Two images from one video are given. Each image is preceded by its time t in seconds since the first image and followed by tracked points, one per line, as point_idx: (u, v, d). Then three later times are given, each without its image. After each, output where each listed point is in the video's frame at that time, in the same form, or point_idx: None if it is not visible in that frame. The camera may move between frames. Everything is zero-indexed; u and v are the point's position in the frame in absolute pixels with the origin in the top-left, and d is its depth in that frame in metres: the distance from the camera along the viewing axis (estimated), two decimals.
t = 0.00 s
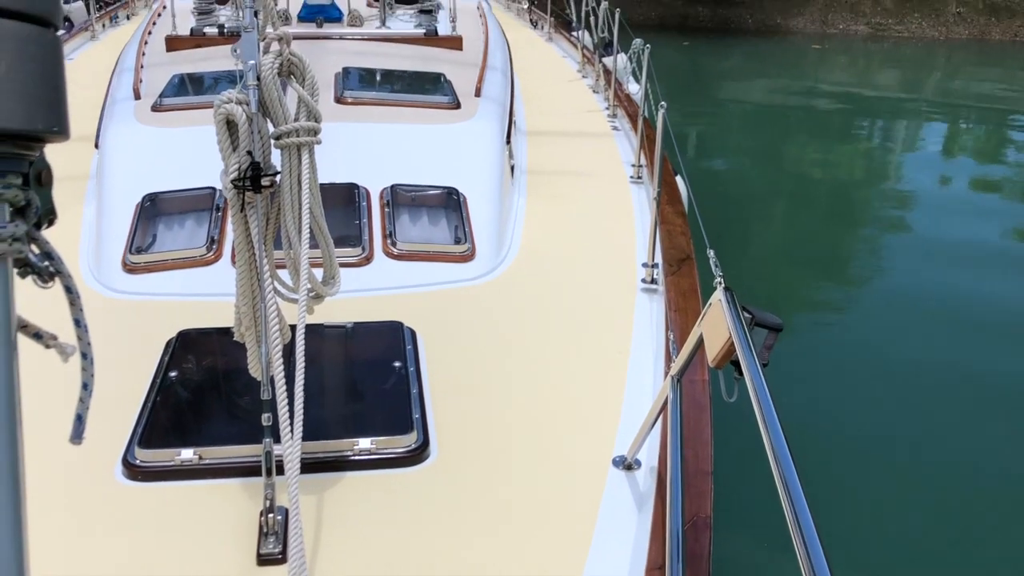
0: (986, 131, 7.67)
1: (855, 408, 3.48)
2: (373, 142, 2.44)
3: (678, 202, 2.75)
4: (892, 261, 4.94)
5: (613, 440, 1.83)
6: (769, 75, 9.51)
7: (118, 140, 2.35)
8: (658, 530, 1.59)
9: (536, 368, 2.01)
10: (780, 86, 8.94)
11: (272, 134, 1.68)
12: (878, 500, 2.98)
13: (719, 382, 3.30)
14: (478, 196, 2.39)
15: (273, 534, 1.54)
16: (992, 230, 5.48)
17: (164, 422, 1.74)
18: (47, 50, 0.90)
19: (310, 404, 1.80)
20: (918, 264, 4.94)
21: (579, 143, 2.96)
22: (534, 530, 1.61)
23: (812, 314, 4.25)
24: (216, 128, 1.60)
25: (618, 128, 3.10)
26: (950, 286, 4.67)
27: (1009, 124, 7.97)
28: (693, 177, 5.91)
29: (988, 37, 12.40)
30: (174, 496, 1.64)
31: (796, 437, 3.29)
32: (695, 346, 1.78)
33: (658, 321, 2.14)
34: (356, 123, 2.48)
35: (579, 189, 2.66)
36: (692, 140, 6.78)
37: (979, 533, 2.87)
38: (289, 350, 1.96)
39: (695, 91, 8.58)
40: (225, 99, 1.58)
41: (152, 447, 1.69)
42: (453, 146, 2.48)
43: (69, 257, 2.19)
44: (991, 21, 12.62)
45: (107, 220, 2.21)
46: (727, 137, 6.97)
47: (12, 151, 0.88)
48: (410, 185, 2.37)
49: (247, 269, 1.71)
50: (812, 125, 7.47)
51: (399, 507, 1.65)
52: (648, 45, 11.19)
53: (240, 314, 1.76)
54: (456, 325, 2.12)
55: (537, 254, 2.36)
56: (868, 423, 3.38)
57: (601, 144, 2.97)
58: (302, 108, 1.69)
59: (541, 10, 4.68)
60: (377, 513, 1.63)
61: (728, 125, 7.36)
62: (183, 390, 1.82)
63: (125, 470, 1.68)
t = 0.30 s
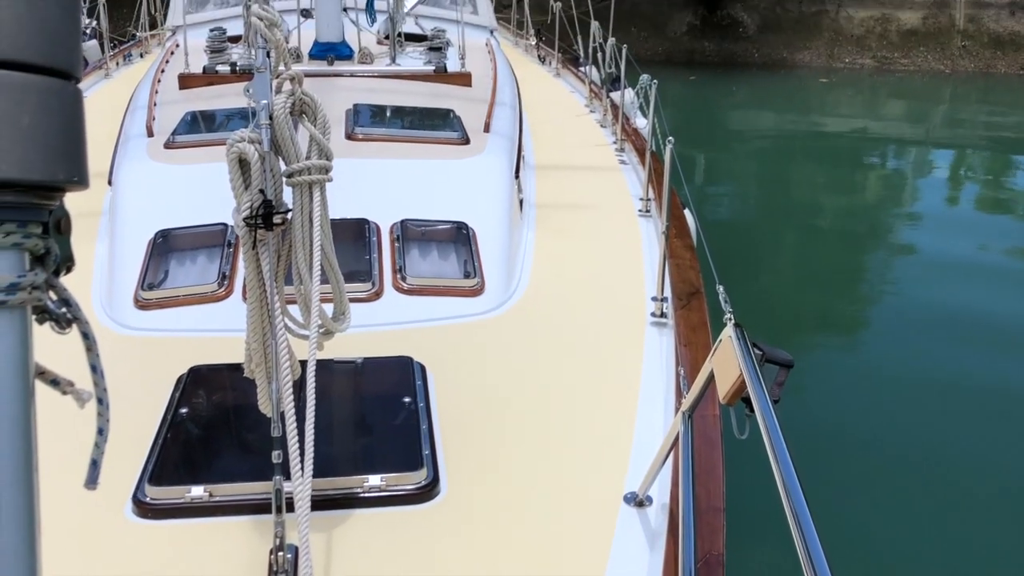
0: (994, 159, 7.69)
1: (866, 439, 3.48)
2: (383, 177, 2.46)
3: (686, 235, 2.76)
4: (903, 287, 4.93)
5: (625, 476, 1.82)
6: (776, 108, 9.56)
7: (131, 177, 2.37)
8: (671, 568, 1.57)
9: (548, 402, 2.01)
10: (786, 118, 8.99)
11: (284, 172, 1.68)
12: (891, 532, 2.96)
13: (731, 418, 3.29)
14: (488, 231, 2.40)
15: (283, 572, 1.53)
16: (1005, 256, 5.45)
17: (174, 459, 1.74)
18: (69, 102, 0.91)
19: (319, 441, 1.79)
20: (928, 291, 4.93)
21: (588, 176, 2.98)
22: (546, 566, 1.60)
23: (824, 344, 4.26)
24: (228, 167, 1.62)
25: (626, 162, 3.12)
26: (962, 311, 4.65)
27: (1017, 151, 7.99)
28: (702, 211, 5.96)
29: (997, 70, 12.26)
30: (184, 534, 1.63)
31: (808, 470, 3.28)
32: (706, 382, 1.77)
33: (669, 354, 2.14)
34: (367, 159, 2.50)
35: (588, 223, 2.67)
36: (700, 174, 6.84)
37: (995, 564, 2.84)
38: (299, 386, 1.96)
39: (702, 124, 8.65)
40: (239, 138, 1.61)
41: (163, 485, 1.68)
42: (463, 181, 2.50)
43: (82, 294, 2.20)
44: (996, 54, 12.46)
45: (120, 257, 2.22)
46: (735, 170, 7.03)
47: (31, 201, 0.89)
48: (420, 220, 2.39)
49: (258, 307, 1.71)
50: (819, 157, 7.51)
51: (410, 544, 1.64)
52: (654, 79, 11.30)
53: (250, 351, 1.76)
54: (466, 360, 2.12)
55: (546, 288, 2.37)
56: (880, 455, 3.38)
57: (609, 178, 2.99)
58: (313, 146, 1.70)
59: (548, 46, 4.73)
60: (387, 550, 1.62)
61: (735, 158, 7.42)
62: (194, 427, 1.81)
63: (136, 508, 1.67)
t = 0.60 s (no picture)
0: (1005, 186, 7.68)
1: (879, 467, 3.45)
2: (394, 206, 2.48)
3: (696, 263, 2.77)
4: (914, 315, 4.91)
5: (636, 507, 1.80)
6: (784, 135, 9.59)
7: (143, 208, 2.39)
8: None
9: (558, 431, 2.00)
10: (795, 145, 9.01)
11: (295, 203, 1.68)
12: (906, 560, 2.93)
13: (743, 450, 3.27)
14: (497, 259, 2.40)
15: None
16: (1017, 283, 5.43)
17: (184, 489, 1.73)
18: (88, 142, 0.92)
19: (328, 471, 1.79)
20: (939, 318, 4.90)
21: (597, 204, 2.99)
22: None
23: (835, 372, 4.25)
24: (240, 199, 1.62)
25: (635, 190, 3.13)
26: (974, 339, 4.63)
27: None
28: (711, 238, 5.97)
29: (1008, 97, 12.17)
30: (192, 565, 1.62)
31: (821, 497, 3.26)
32: (718, 413, 1.77)
33: (679, 383, 2.14)
34: (377, 188, 2.52)
35: (596, 251, 2.67)
36: (709, 201, 6.87)
37: None
38: (309, 416, 1.96)
39: (711, 152, 8.69)
40: (251, 169, 1.60)
41: (172, 515, 1.67)
42: (473, 210, 2.51)
43: (93, 323, 2.21)
44: (1005, 81, 12.43)
45: (132, 287, 2.24)
46: (743, 197, 7.06)
47: (50, 240, 0.91)
48: (430, 248, 2.39)
49: (269, 337, 1.70)
50: (829, 185, 7.52)
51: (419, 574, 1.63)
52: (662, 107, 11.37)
53: (261, 382, 1.74)
54: (476, 387, 2.12)
55: (555, 317, 2.37)
56: (894, 484, 3.35)
57: (618, 206, 2.99)
58: (325, 177, 1.70)
59: (557, 74, 4.77)
60: None
61: (744, 185, 7.45)
62: (204, 456, 1.81)
63: (145, 539, 1.66)
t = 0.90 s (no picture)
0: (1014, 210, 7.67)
1: (888, 494, 3.43)
2: (403, 231, 2.49)
3: (705, 286, 2.77)
4: (923, 340, 4.90)
5: (646, 532, 1.79)
6: (791, 159, 9.61)
7: (153, 234, 2.41)
8: None
9: (567, 455, 1.99)
10: (802, 170, 9.03)
11: (305, 230, 1.68)
12: None
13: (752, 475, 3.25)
14: (506, 283, 2.41)
15: None
16: None
17: (193, 516, 1.72)
18: (104, 173, 0.93)
19: (337, 497, 1.78)
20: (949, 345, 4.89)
21: (605, 228, 3.00)
22: None
23: (845, 398, 4.23)
24: (251, 225, 1.62)
25: (643, 214, 3.14)
26: (985, 364, 4.61)
27: None
28: (719, 262, 5.98)
29: (1015, 121, 12.29)
30: None
31: (832, 524, 3.23)
32: (728, 438, 1.76)
33: (689, 409, 2.14)
34: (385, 213, 2.53)
35: (605, 276, 2.68)
36: (716, 225, 6.88)
37: None
38: (318, 442, 1.95)
39: (718, 176, 8.71)
40: (261, 196, 1.60)
41: (182, 542, 1.66)
42: (482, 234, 2.52)
43: (103, 348, 2.22)
44: (1011, 105, 12.46)
45: (142, 312, 2.25)
46: (750, 221, 7.07)
47: (66, 271, 0.91)
48: (439, 273, 2.40)
49: (280, 363, 1.70)
50: (837, 209, 7.53)
51: None
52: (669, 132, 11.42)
53: (271, 408, 1.73)
54: (485, 412, 2.11)
55: (564, 341, 2.37)
56: (906, 512, 3.33)
57: (626, 230, 3.00)
58: (335, 203, 1.70)
59: (564, 99, 4.79)
60: None
61: (751, 209, 7.46)
62: (214, 483, 1.81)
63: (154, 565, 1.64)
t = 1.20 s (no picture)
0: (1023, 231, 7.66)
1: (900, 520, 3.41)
2: (409, 254, 2.49)
3: (711, 308, 2.78)
4: (933, 362, 4.87)
5: (654, 556, 1.77)
6: (798, 180, 9.61)
7: (161, 260, 2.43)
8: None
9: (575, 478, 1.98)
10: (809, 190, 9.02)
11: (312, 254, 1.68)
12: None
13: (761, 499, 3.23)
14: (512, 306, 2.41)
15: None
16: None
17: (199, 541, 1.72)
18: (110, 208, 0.94)
19: (344, 521, 1.78)
20: (959, 367, 4.86)
21: (612, 250, 3.01)
22: None
23: (856, 421, 4.20)
24: (258, 250, 1.62)
25: (649, 235, 3.15)
26: (996, 386, 4.58)
27: None
28: (727, 284, 5.95)
29: None
30: None
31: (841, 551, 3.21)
32: (735, 462, 1.75)
33: (697, 431, 2.12)
34: (392, 236, 2.54)
35: (611, 298, 2.68)
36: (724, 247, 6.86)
37: None
38: (325, 466, 1.95)
39: (725, 197, 8.70)
40: (269, 221, 1.60)
41: (188, 567, 1.65)
42: (488, 257, 2.53)
43: (110, 373, 2.23)
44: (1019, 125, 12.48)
45: (150, 337, 2.26)
46: (758, 243, 7.05)
47: (72, 303, 0.92)
48: (445, 296, 2.40)
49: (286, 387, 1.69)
50: (845, 229, 7.52)
51: None
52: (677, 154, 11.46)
53: (277, 432, 1.72)
54: (492, 435, 2.11)
55: (570, 364, 2.36)
56: (917, 539, 3.30)
57: (633, 252, 3.00)
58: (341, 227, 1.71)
59: (570, 121, 4.80)
60: None
61: (759, 231, 7.44)
62: (220, 508, 1.80)
63: None
